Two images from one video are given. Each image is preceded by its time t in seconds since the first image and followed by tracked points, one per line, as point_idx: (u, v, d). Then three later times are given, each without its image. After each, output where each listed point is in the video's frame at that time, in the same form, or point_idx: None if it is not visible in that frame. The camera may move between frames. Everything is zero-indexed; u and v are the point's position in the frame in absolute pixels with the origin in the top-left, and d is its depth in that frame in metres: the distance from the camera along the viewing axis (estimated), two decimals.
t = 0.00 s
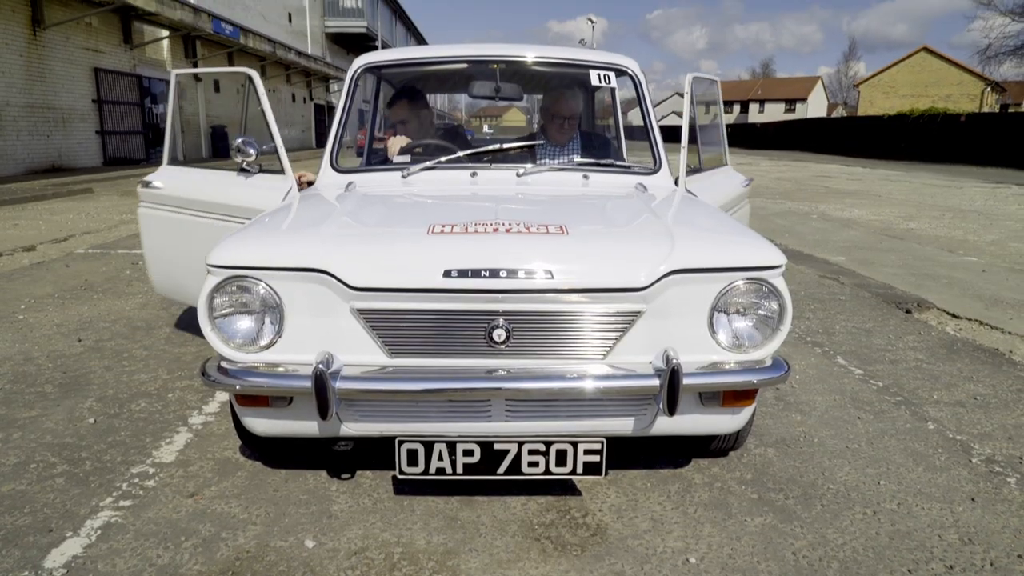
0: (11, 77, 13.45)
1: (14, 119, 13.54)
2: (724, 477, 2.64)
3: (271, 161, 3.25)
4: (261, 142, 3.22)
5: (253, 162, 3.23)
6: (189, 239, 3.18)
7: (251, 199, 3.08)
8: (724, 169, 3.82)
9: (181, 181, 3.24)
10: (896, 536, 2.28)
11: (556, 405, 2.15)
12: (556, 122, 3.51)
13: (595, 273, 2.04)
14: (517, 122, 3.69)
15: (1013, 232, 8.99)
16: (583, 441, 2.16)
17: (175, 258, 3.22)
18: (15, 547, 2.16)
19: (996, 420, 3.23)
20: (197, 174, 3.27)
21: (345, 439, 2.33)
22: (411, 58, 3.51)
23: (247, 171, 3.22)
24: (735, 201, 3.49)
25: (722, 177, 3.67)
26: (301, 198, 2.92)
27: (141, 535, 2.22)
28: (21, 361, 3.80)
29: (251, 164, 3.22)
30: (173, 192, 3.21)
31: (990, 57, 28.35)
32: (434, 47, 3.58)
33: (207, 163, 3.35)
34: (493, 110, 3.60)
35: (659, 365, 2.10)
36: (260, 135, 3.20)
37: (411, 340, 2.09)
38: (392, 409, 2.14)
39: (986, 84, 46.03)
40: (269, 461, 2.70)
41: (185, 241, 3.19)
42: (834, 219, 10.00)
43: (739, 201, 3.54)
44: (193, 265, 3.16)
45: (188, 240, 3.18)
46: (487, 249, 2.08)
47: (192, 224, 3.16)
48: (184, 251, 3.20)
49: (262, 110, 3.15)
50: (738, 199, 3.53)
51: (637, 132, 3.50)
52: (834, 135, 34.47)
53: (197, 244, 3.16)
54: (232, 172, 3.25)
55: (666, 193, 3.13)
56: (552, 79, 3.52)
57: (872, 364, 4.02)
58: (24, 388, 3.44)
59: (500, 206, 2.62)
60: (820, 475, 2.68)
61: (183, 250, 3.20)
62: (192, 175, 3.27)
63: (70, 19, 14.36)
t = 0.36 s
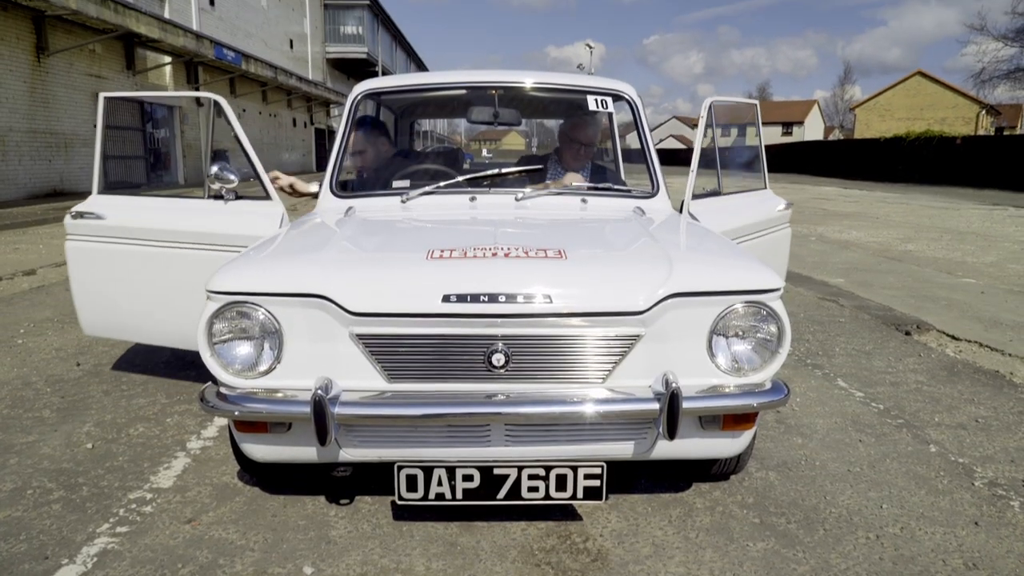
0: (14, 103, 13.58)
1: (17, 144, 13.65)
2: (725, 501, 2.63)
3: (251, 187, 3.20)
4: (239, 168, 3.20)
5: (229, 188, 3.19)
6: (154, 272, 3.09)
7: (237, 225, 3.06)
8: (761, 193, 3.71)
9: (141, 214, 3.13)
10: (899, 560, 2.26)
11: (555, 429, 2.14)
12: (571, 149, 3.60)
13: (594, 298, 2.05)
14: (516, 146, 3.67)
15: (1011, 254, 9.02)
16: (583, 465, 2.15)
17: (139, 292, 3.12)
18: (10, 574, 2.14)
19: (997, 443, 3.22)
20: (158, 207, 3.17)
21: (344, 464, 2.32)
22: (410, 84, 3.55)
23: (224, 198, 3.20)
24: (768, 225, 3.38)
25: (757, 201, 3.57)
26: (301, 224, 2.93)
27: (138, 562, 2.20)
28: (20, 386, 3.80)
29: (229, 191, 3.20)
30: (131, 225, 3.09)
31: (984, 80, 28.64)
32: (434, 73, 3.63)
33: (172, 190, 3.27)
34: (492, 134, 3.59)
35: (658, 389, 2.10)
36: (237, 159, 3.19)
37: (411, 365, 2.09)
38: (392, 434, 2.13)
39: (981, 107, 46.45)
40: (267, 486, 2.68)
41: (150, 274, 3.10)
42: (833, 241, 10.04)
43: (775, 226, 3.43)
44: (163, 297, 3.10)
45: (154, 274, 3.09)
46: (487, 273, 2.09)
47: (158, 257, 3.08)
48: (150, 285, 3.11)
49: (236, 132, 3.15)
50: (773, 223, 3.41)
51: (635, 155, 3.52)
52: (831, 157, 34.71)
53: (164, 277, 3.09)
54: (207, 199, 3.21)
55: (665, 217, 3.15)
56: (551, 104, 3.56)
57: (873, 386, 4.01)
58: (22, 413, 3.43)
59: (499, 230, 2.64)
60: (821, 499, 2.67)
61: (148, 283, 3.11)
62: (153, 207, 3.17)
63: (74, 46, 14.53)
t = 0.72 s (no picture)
0: (16, 123, 13.65)
1: (18, 164, 13.70)
2: (727, 520, 2.61)
3: (242, 206, 3.28)
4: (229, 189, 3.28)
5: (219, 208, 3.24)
6: (123, 293, 3.07)
7: (228, 242, 3.10)
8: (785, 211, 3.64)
9: (111, 234, 3.12)
10: None
11: (555, 448, 2.13)
12: (593, 167, 3.70)
13: (594, 316, 2.05)
14: (515, 164, 3.68)
15: (1010, 271, 9.04)
16: (583, 484, 2.14)
17: (107, 313, 3.09)
18: None
19: (999, 461, 3.20)
20: (129, 227, 3.17)
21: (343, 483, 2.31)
22: (409, 103, 3.58)
23: (212, 216, 3.24)
24: (788, 243, 3.33)
25: (779, 220, 3.51)
26: (299, 241, 2.94)
27: None
28: (18, 406, 3.78)
29: (217, 210, 3.24)
30: (106, 246, 3.08)
31: (979, 98, 28.90)
32: (434, 92, 3.66)
33: (157, 213, 3.28)
34: (491, 152, 3.61)
35: (659, 407, 2.10)
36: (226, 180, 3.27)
37: (410, 383, 2.09)
38: (391, 453, 2.12)
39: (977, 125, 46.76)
40: (266, 506, 2.67)
41: (119, 294, 3.08)
42: (831, 259, 10.06)
43: (796, 245, 3.37)
44: (134, 317, 3.08)
45: (123, 294, 3.07)
46: (487, 291, 2.10)
47: (128, 276, 3.06)
48: (119, 305, 3.08)
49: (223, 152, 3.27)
50: (794, 242, 3.36)
51: (634, 173, 3.52)
52: (829, 175, 34.87)
53: (134, 297, 3.07)
54: (192, 218, 3.25)
55: (665, 235, 3.15)
56: (550, 123, 3.59)
57: (873, 404, 4.00)
58: (19, 432, 3.42)
59: (499, 248, 2.65)
60: (824, 517, 2.65)
61: (116, 304, 3.08)
62: (125, 227, 3.17)
63: (76, 66, 14.64)
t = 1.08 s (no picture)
0: (17, 136, 13.69)
1: (20, 177, 13.74)
2: (728, 533, 2.60)
3: (249, 218, 3.26)
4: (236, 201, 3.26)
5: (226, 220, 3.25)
6: (133, 305, 3.08)
7: (235, 256, 3.09)
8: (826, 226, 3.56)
9: (123, 245, 3.13)
10: None
11: (555, 460, 2.13)
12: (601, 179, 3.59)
13: (593, 328, 2.05)
14: (515, 176, 3.64)
15: (1010, 282, 9.05)
16: (583, 497, 2.12)
17: (118, 322, 3.09)
18: None
19: (1001, 473, 3.19)
20: (142, 239, 3.18)
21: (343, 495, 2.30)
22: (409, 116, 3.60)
23: (219, 228, 3.25)
24: (822, 259, 3.29)
25: (811, 234, 3.45)
26: (301, 254, 2.94)
27: None
28: (17, 418, 3.77)
29: (224, 222, 3.24)
30: (115, 257, 3.09)
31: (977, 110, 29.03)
32: (433, 106, 3.68)
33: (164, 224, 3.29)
34: (491, 164, 3.63)
35: (659, 420, 2.09)
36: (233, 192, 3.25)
37: (410, 395, 2.09)
38: (390, 465, 2.12)
39: (975, 137, 46.95)
40: (265, 519, 2.66)
41: (129, 304, 3.08)
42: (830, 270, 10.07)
43: (829, 260, 3.31)
44: (143, 327, 3.08)
45: (135, 305, 3.08)
46: (487, 303, 2.10)
47: (138, 287, 3.07)
48: (129, 315, 3.09)
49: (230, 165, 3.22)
50: (828, 258, 3.31)
51: (634, 185, 3.54)
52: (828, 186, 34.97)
53: (143, 308, 3.08)
54: (201, 230, 3.25)
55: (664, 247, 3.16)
56: (550, 136, 3.61)
57: (874, 416, 3.99)
58: (18, 445, 3.41)
59: (499, 260, 2.65)
60: (825, 530, 2.64)
61: (128, 313, 3.09)
62: (137, 238, 3.18)
63: (78, 79, 14.71)
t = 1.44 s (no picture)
0: (18, 143, 13.72)
1: (20, 184, 13.76)
2: (728, 540, 2.59)
3: (245, 226, 3.28)
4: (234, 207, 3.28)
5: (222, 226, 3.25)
6: (122, 311, 3.08)
7: (232, 262, 3.10)
8: (884, 236, 3.33)
9: (115, 252, 3.13)
10: None
11: (555, 466, 2.12)
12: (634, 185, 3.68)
13: (594, 333, 2.05)
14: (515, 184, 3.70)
15: (1009, 288, 9.06)
16: (583, 503, 2.12)
17: (109, 330, 3.09)
18: None
19: (1002, 480, 3.19)
20: (135, 245, 3.18)
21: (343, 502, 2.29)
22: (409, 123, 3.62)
23: (214, 235, 3.26)
24: (867, 271, 3.09)
25: (863, 244, 3.24)
26: (300, 260, 2.95)
27: None
28: (16, 426, 3.76)
29: (219, 229, 3.25)
30: (106, 264, 3.09)
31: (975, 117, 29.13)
32: (434, 113, 3.69)
33: (159, 231, 3.30)
34: (491, 172, 3.62)
35: (659, 426, 2.09)
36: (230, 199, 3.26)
37: (409, 401, 2.09)
38: (390, 470, 2.11)
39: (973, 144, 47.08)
40: (265, 526, 2.66)
41: (122, 310, 3.08)
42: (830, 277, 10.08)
43: (880, 272, 3.12)
44: (136, 334, 3.08)
45: (125, 312, 3.08)
46: (486, 310, 2.10)
47: (131, 294, 3.07)
48: (121, 322, 3.09)
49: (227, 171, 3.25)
50: (876, 270, 3.11)
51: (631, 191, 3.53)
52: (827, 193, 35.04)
53: (133, 315, 3.08)
54: (196, 237, 3.25)
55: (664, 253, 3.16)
56: (550, 143, 3.64)
57: (874, 423, 3.98)
58: (17, 453, 3.40)
59: (498, 266, 2.65)
60: (826, 538, 2.64)
61: (120, 320, 3.09)
62: (130, 245, 3.18)
63: (79, 88, 14.75)
